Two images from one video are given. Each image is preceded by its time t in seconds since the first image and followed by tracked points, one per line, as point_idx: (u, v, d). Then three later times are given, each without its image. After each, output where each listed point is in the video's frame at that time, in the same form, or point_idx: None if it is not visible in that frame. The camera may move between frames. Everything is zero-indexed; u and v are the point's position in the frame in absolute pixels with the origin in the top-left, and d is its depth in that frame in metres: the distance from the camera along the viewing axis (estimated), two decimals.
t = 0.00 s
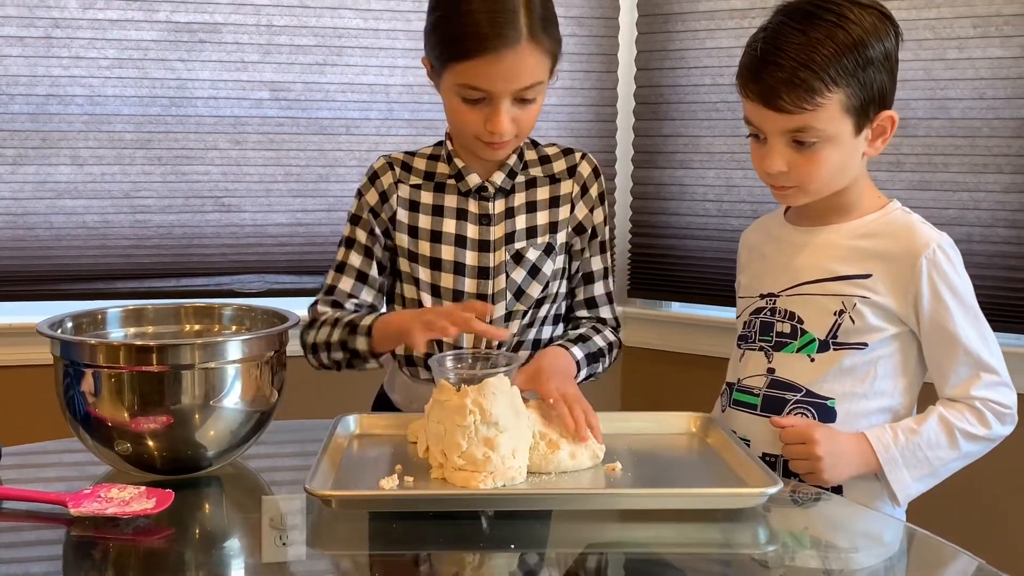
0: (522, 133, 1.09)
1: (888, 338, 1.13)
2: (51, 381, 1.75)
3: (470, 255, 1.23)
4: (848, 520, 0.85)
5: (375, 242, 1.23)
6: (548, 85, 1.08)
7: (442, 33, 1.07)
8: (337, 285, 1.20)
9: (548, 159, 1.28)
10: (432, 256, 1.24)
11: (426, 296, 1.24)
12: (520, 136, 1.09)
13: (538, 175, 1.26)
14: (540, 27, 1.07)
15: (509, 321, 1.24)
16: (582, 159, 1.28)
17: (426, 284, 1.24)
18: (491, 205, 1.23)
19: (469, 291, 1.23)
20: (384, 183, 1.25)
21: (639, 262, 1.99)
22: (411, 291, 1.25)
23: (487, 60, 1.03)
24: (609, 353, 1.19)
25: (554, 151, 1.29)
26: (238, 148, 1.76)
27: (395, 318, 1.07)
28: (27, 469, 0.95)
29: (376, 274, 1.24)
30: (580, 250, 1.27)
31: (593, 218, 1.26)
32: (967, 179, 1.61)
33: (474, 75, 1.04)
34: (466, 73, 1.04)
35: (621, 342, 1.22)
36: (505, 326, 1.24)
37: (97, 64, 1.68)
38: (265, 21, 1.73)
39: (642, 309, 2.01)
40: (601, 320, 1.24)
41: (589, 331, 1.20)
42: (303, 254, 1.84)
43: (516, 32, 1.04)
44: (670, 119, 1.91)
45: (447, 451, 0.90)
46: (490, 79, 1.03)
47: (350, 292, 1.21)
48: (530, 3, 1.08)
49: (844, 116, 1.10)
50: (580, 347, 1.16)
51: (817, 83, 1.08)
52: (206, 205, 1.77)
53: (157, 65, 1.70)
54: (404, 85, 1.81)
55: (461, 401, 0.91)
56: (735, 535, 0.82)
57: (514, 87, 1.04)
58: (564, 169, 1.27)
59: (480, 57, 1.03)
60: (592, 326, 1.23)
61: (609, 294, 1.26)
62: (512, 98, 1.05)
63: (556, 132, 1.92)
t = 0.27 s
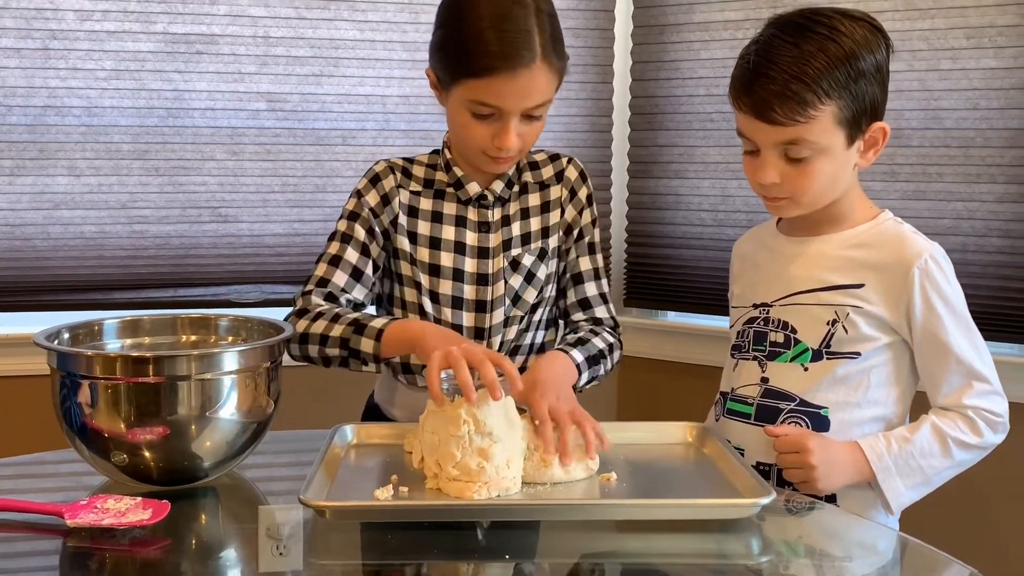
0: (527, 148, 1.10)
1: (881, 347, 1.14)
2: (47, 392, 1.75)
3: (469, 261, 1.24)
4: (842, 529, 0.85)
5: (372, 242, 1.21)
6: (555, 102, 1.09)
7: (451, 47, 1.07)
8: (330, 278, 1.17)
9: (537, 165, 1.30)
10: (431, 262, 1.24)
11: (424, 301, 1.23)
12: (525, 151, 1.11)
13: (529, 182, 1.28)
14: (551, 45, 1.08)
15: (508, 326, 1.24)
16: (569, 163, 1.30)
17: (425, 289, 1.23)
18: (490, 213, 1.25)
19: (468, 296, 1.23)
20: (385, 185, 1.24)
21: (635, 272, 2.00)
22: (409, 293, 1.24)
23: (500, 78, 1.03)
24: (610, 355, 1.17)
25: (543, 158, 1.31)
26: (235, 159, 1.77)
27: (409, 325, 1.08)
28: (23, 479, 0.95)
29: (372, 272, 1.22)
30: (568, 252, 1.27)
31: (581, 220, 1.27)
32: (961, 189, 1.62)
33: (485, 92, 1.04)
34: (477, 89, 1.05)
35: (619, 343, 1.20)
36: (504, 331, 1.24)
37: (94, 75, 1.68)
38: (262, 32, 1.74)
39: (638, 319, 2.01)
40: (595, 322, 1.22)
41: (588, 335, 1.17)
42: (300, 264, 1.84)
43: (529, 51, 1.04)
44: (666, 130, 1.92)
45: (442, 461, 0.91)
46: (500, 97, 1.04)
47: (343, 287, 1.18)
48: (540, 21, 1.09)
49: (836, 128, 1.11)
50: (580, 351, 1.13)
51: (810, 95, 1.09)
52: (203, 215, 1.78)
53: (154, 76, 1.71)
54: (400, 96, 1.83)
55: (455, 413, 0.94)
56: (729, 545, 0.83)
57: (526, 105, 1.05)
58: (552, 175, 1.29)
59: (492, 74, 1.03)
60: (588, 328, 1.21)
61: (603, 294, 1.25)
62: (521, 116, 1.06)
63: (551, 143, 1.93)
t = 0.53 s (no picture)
0: (515, 160, 1.11)
1: (875, 355, 1.14)
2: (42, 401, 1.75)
3: (460, 269, 1.24)
4: (836, 537, 0.86)
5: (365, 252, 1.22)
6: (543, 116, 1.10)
7: (440, 60, 1.08)
8: (324, 290, 1.18)
9: (524, 171, 1.30)
10: (423, 270, 1.24)
11: (418, 309, 1.24)
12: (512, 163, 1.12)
13: (518, 187, 1.28)
14: (541, 61, 1.09)
15: (501, 331, 1.24)
16: (556, 169, 1.31)
17: (418, 297, 1.24)
18: (480, 219, 1.25)
19: (460, 303, 1.24)
20: (375, 195, 1.24)
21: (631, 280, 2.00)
22: (403, 302, 1.24)
23: (490, 94, 1.04)
24: (614, 360, 1.16)
25: (531, 164, 1.31)
26: (231, 168, 1.77)
27: (404, 340, 1.09)
28: (19, 489, 0.95)
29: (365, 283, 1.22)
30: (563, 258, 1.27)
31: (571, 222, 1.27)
32: (955, 198, 1.62)
33: (475, 107, 1.05)
34: (467, 104, 1.05)
35: (623, 345, 1.20)
36: (496, 337, 1.24)
37: (91, 85, 1.69)
38: (259, 42, 1.74)
39: (634, 327, 2.02)
40: (595, 323, 1.23)
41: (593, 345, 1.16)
42: (296, 273, 1.85)
43: (519, 68, 1.05)
44: (661, 138, 1.93)
45: (437, 470, 0.91)
46: (489, 113, 1.05)
47: (338, 299, 1.18)
48: (530, 36, 1.09)
49: (830, 137, 1.12)
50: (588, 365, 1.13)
51: (804, 104, 1.10)
52: (200, 224, 1.78)
53: (151, 86, 1.71)
54: (396, 105, 1.83)
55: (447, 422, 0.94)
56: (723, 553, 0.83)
57: (514, 120, 1.06)
58: (540, 181, 1.30)
59: (483, 91, 1.04)
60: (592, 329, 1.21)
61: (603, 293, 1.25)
62: (509, 129, 1.07)
63: (547, 151, 1.94)
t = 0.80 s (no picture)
0: (504, 169, 1.12)
1: (871, 361, 1.15)
2: (39, 409, 1.75)
3: (451, 274, 1.24)
4: (832, 543, 0.86)
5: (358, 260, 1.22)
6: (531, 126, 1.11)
7: (429, 71, 1.08)
8: (319, 300, 1.18)
9: (514, 176, 1.31)
10: (413, 276, 1.24)
11: (410, 315, 1.24)
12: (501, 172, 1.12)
13: (507, 193, 1.29)
14: (529, 71, 1.09)
15: (491, 336, 1.25)
16: (545, 172, 1.31)
17: (409, 303, 1.24)
18: (471, 226, 1.25)
19: (451, 309, 1.24)
20: (367, 203, 1.25)
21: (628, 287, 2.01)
22: (395, 309, 1.25)
23: (478, 105, 1.04)
24: (607, 363, 1.17)
25: (520, 169, 1.32)
26: (228, 175, 1.77)
27: (403, 350, 1.09)
28: (16, 496, 0.95)
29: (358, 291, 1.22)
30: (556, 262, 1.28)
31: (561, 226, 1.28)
32: (951, 204, 1.63)
33: (463, 118, 1.05)
34: (456, 114, 1.06)
35: (616, 347, 1.21)
36: (487, 341, 1.24)
37: (88, 92, 1.69)
38: (256, 49, 1.75)
39: (631, 333, 2.02)
40: (588, 326, 1.24)
41: (583, 351, 1.17)
42: (293, 280, 1.85)
43: (507, 79, 1.05)
44: (657, 145, 1.93)
45: (435, 477, 0.91)
46: (477, 123, 1.05)
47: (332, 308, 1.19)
48: (518, 45, 1.09)
49: (826, 144, 1.12)
50: (576, 373, 1.14)
51: (800, 112, 1.10)
52: (197, 232, 1.78)
53: (148, 94, 1.72)
54: (393, 112, 1.84)
55: (445, 429, 0.94)
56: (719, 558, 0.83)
57: (502, 130, 1.06)
58: (530, 185, 1.30)
59: (471, 102, 1.04)
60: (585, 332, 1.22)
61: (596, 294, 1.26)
62: (497, 139, 1.07)
63: (544, 159, 1.94)
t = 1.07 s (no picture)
0: (497, 173, 1.12)
1: (870, 365, 1.15)
2: (36, 413, 1.75)
3: (448, 278, 1.24)
4: (832, 546, 0.86)
5: (355, 266, 1.22)
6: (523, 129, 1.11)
7: (418, 78, 1.08)
8: (317, 307, 1.17)
9: (507, 178, 1.31)
10: (409, 280, 1.24)
11: (407, 320, 1.24)
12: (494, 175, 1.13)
13: (501, 196, 1.29)
14: (517, 75, 1.09)
15: (489, 340, 1.25)
16: (538, 174, 1.31)
17: (406, 308, 1.24)
18: (466, 229, 1.25)
19: (448, 313, 1.24)
20: (362, 208, 1.24)
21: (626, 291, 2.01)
22: (392, 314, 1.24)
23: (468, 110, 1.04)
24: (602, 364, 1.18)
25: (513, 171, 1.32)
26: (226, 179, 1.77)
27: (406, 355, 1.09)
28: (13, 501, 0.95)
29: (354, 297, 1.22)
30: (552, 264, 1.29)
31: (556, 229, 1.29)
32: (949, 208, 1.63)
33: (454, 124, 1.06)
34: (447, 121, 1.06)
35: (611, 348, 1.22)
36: (485, 345, 1.25)
37: (85, 96, 1.69)
38: (253, 53, 1.75)
39: (629, 337, 2.02)
40: (585, 327, 1.25)
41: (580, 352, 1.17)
42: (291, 284, 1.84)
43: (497, 85, 1.05)
44: (655, 149, 1.93)
45: (445, 479, 0.91)
46: (467, 129, 1.05)
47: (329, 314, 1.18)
48: (507, 50, 1.09)
49: (825, 149, 1.12)
50: (573, 375, 1.14)
51: (800, 116, 1.10)
52: (194, 236, 1.78)
53: (146, 98, 1.72)
54: (391, 116, 1.84)
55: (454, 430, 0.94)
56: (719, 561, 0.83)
57: (494, 135, 1.06)
58: (523, 188, 1.30)
59: (460, 108, 1.04)
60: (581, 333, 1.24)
61: (591, 296, 1.27)
62: (489, 144, 1.08)
63: (542, 162, 1.95)
